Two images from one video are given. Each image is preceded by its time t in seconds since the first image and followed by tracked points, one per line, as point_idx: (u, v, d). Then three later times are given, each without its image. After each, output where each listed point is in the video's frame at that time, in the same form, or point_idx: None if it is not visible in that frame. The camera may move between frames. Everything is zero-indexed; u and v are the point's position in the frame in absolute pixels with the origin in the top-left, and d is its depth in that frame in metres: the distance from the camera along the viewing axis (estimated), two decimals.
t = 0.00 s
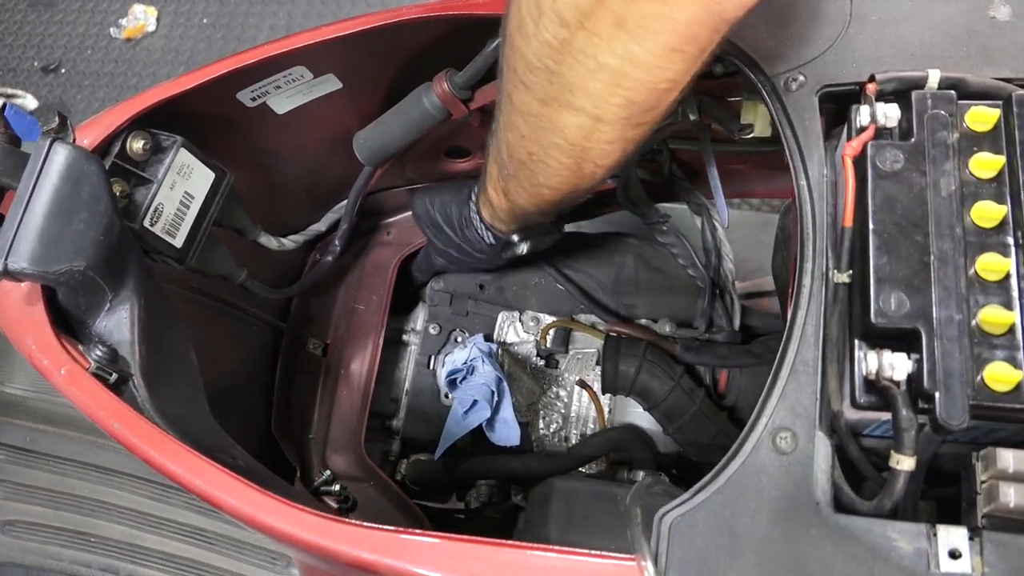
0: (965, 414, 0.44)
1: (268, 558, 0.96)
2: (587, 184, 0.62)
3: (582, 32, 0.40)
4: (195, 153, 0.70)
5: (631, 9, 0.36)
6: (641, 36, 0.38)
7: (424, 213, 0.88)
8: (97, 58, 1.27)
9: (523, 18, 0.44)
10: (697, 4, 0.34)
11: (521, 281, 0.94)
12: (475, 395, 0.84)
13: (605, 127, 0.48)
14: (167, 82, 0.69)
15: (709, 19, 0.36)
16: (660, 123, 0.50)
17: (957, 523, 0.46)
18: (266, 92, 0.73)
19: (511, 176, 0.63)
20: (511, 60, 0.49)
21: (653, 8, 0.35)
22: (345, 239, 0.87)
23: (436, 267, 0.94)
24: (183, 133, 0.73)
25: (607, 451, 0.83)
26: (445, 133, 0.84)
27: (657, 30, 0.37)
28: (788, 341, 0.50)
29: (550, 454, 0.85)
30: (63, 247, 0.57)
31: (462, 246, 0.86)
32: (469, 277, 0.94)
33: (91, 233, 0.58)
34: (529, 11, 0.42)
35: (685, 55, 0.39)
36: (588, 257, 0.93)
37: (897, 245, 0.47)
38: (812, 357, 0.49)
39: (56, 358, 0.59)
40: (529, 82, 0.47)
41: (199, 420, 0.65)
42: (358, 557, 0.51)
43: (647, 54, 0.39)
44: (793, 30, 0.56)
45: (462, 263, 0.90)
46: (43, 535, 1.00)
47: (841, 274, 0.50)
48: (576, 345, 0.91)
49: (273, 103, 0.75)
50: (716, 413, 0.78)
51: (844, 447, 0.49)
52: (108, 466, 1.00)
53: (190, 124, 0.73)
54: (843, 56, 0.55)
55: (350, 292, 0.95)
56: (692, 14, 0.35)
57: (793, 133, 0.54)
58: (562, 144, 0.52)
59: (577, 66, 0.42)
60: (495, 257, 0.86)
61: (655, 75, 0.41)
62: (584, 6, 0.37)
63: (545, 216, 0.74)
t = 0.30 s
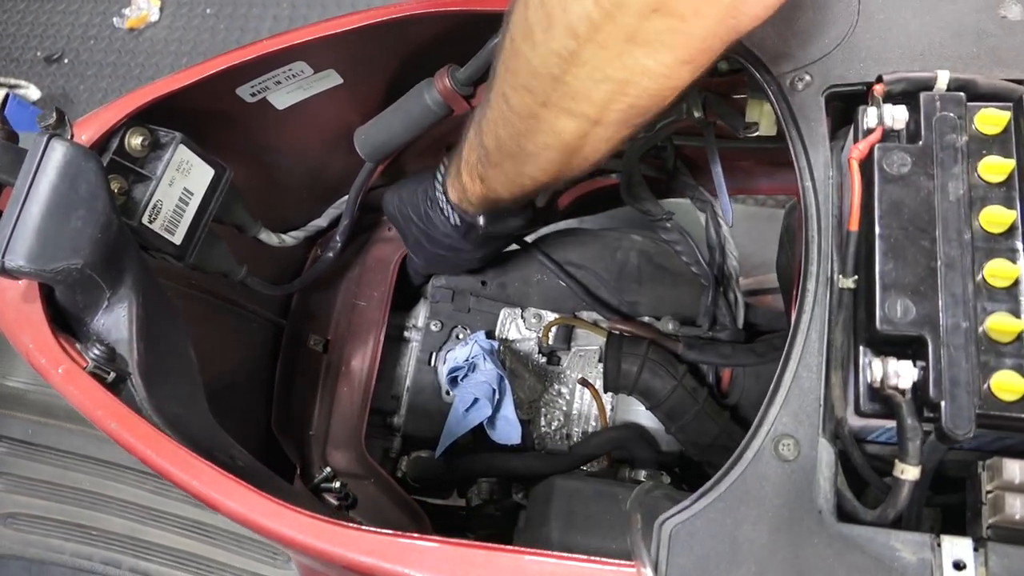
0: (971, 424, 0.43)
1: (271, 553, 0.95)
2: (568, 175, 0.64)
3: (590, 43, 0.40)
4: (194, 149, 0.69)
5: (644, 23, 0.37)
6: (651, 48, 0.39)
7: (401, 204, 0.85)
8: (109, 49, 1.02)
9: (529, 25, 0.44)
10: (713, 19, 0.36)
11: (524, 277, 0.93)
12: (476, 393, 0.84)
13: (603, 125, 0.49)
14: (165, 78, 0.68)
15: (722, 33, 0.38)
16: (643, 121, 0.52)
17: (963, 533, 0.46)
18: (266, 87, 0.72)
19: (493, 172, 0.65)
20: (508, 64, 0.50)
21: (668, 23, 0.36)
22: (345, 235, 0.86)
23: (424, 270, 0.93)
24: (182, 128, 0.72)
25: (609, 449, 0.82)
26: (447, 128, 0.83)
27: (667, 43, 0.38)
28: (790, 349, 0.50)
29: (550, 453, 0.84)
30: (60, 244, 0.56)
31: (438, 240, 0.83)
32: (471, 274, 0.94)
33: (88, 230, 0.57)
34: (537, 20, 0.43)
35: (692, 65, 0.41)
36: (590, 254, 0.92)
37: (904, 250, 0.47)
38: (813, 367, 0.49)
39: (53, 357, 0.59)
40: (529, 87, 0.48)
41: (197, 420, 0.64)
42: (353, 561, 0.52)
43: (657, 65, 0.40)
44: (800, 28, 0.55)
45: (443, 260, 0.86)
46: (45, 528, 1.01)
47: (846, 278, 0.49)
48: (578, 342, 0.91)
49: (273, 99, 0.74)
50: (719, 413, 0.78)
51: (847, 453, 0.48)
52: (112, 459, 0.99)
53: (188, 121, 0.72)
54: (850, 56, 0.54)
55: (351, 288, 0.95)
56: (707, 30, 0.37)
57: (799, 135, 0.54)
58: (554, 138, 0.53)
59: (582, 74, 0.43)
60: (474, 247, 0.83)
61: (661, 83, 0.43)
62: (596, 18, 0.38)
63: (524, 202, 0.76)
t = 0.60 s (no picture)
0: (971, 426, 0.43)
1: (271, 549, 0.95)
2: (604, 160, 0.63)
3: (634, 47, 0.40)
4: (192, 145, 0.69)
5: (688, 20, 0.36)
6: (693, 42, 0.39)
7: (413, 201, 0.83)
8: (111, 44, 0.98)
9: (569, 32, 0.44)
10: (754, 11, 0.36)
11: (524, 272, 0.93)
12: (476, 390, 0.84)
13: (647, 114, 0.49)
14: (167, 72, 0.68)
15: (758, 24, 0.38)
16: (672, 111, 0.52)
17: (961, 535, 0.45)
18: (265, 83, 0.72)
19: (528, 167, 0.64)
20: (547, 68, 0.49)
21: (712, 17, 0.36)
22: (345, 231, 0.86)
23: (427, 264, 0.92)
24: (179, 124, 0.72)
25: (608, 447, 0.82)
26: (448, 125, 0.83)
27: (711, 35, 0.38)
28: (789, 349, 0.49)
29: (550, 450, 0.84)
30: (58, 241, 0.55)
31: (451, 233, 0.83)
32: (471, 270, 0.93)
33: (86, 228, 0.57)
34: (578, 27, 0.42)
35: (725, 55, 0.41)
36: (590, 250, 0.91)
37: (905, 250, 0.46)
38: (812, 367, 0.48)
39: (51, 355, 0.59)
40: (569, 90, 0.48)
41: (196, 417, 0.64)
42: (351, 560, 0.52)
43: (698, 55, 0.40)
44: (802, 25, 0.54)
45: (464, 250, 0.86)
46: (46, 523, 1.01)
47: (846, 279, 0.49)
48: (579, 339, 0.91)
49: (272, 95, 0.74)
50: (720, 410, 0.78)
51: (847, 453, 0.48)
52: (112, 455, 0.98)
53: (189, 117, 0.72)
54: (852, 53, 0.53)
55: (351, 284, 0.94)
56: (748, 20, 0.37)
57: (799, 133, 0.53)
58: (598, 131, 0.53)
59: (626, 73, 0.43)
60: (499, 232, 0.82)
61: (701, 72, 0.43)
62: (640, 24, 0.37)
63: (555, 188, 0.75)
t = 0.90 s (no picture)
0: (970, 425, 0.43)
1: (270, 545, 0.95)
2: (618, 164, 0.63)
3: (641, 58, 0.40)
4: (191, 141, 0.69)
5: (689, 31, 0.37)
6: (696, 53, 0.39)
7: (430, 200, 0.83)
8: (112, 40, 0.97)
9: (576, 47, 0.44)
10: (758, 22, 0.36)
11: (524, 270, 0.92)
12: (475, 388, 0.84)
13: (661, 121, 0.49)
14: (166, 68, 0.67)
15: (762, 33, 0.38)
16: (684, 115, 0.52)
17: (959, 533, 0.45)
18: (264, 80, 0.72)
19: (546, 174, 0.65)
20: (558, 82, 0.50)
21: (712, 29, 0.36)
22: (345, 228, 0.85)
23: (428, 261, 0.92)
24: (176, 120, 0.72)
25: (608, 444, 0.82)
26: (447, 122, 0.83)
27: (712, 47, 0.38)
28: (788, 347, 0.49)
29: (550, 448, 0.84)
30: (57, 238, 0.55)
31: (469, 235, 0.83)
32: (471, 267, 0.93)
33: (85, 225, 0.57)
34: (586, 44, 0.43)
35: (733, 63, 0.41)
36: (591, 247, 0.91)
37: (905, 248, 0.46)
38: (812, 364, 0.49)
39: (50, 351, 0.59)
40: (581, 103, 0.48)
41: (195, 414, 0.64)
42: (350, 558, 0.52)
43: (703, 66, 0.40)
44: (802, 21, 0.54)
45: (473, 253, 0.86)
46: (46, 518, 1.01)
47: (845, 277, 0.49)
48: (579, 336, 0.90)
49: (271, 91, 0.73)
50: (720, 408, 0.77)
51: (846, 451, 0.48)
52: (111, 451, 0.98)
53: (187, 113, 0.72)
54: (852, 50, 0.53)
55: (351, 281, 0.94)
56: (749, 31, 0.37)
57: (799, 131, 0.53)
58: (614, 139, 0.53)
59: (637, 83, 0.43)
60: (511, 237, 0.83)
61: (706, 81, 0.42)
62: (644, 38, 0.38)
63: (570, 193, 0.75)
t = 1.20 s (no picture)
0: (970, 428, 0.42)
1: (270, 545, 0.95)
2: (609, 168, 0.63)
3: (633, 51, 0.40)
4: (190, 141, 0.69)
5: (685, 24, 0.37)
6: (689, 43, 0.39)
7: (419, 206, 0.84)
8: (112, 38, 0.97)
9: (569, 41, 0.44)
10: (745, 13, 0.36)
11: (524, 270, 0.92)
12: (474, 388, 0.83)
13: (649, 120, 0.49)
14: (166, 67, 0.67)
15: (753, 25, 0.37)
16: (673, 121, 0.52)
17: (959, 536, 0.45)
18: (263, 79, 0.71)
19: (534, 176, 0.64)
20: (548, 76, 0.50)
21: (701, 19, 0.36)
22: (345, 227, 0.85)
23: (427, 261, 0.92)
24: (174, 120, 0.71)
25: (607, 444, 0.82)
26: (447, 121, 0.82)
27: (704, 36, 0.38)
28: (788, 348, 0.49)
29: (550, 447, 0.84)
30: (55, 238, 0.55)
31: (454, 238, 0.84)
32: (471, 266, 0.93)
33: (83, 225, 0.56)
34: (579, 36, 0.43)
35: (724, 55, 0.41)
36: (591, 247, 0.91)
37: (905, 249, 0.46)
38: (811, 364, 0.49)
39: (47, 352, 0.58)
40: (573, 97, 0.48)
41: (194, 414, 0.64)
42: (349, 560, 0.52)
43: (690, 58, 0.40)
44: (802, 21, 0.54)
45: (462, 255, 0.87)
46: (46, 517, 1.01)
47: (845, 278, 0.48)
48: (579, 335, 0.90)
49: (270, 90, 0.73)
50: (720, 409, 0.77)
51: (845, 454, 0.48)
52: (112, 450, 0.98)
53: (186, 112, 0.71)
54: (853, 49, 0.53)
55: (351, 280, 0.94)
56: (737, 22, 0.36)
57: (799, 131, 0.53)
58: (602, 138, 0.53)
59: (628, 79, 0.43)
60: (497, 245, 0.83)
61: (695, 75, 0.42)
62: (639, 30, 0.38)
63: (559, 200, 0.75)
